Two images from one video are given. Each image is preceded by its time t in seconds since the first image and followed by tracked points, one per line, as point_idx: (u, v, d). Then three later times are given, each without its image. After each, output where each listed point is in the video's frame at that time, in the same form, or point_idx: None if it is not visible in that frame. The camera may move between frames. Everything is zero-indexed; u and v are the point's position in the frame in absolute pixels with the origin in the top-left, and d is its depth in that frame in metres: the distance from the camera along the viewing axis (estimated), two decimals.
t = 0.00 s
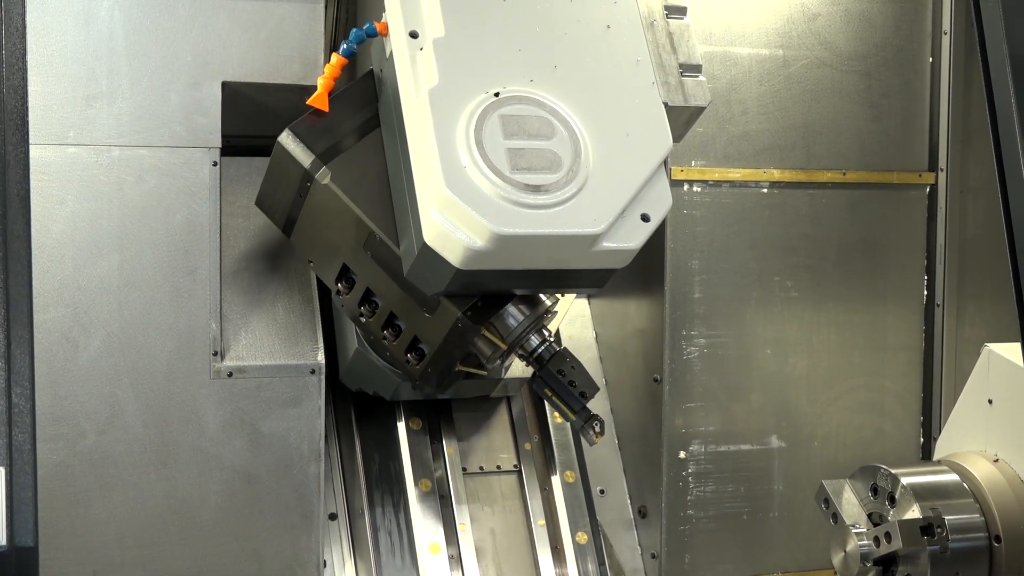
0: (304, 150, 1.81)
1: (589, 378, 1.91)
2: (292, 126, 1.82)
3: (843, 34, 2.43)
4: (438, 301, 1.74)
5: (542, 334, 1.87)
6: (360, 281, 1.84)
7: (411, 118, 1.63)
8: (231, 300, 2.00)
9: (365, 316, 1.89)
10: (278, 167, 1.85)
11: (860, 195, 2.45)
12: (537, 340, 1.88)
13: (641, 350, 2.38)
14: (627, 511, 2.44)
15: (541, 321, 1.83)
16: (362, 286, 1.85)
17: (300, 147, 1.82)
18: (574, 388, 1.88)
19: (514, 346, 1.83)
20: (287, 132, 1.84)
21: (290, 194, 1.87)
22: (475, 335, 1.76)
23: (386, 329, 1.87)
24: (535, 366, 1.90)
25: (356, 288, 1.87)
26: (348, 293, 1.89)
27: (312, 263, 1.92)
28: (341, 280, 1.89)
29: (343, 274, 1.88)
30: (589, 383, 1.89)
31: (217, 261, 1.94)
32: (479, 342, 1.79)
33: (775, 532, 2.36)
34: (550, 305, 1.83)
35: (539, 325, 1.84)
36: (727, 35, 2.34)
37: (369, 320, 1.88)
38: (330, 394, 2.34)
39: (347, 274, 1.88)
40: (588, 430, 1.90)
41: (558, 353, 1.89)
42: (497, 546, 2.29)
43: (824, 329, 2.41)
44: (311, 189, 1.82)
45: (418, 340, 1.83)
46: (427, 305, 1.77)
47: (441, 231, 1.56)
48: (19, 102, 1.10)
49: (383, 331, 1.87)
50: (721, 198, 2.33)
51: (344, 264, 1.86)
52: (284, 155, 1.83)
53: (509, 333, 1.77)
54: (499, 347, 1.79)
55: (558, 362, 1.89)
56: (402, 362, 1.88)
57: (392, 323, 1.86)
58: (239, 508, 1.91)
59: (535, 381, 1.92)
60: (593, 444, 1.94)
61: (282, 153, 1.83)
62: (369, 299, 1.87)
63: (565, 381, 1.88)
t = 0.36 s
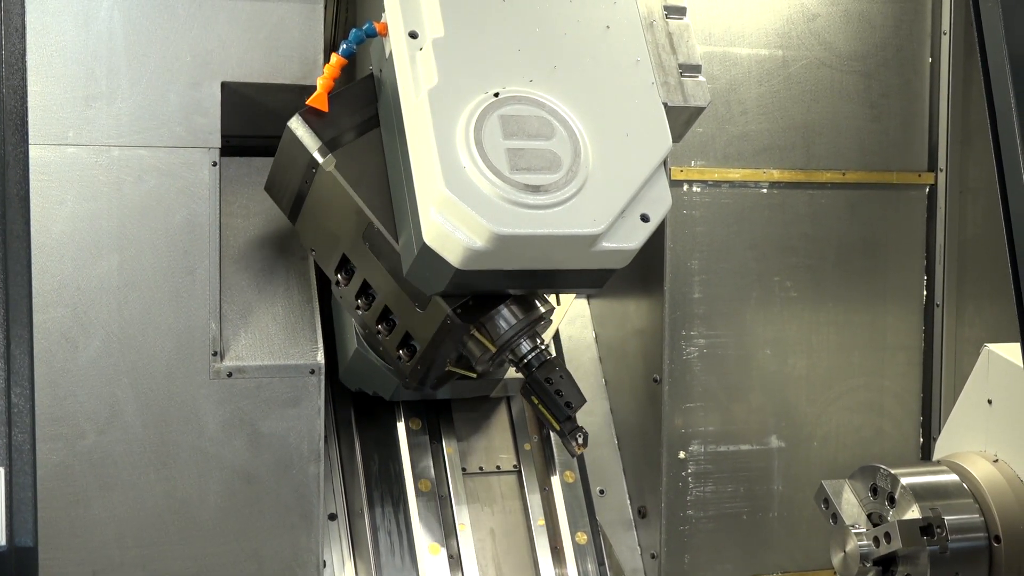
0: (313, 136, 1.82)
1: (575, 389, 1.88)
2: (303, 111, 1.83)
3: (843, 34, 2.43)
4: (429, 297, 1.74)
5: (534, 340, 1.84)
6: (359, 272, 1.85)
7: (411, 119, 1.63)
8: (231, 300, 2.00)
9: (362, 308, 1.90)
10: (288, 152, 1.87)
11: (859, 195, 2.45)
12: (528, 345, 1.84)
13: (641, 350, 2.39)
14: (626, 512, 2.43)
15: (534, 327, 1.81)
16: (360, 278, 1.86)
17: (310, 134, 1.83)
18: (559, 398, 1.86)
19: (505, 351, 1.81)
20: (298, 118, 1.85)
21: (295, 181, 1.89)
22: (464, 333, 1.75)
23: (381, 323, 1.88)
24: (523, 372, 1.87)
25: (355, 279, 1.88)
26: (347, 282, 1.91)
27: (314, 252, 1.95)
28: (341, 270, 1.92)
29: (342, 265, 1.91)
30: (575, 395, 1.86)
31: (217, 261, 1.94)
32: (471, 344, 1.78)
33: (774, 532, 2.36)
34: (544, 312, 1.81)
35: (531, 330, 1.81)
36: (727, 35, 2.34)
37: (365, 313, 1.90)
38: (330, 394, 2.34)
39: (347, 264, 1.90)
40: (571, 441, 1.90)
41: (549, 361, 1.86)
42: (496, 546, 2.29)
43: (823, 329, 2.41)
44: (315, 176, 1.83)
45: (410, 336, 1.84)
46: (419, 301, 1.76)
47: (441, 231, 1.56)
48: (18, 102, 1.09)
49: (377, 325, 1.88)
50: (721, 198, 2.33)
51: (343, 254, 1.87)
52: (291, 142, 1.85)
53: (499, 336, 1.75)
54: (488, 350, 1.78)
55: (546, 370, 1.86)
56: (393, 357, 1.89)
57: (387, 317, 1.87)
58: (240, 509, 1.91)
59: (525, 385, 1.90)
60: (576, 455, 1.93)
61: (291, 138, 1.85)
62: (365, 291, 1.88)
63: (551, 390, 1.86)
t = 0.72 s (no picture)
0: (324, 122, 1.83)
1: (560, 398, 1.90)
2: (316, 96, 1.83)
3: (842, 34, 2.43)
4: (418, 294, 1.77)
5: (524, 345, 1.84)
6: (358, 263, 1.89)
7: (410, 118, 1.63)
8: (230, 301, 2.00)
9: (359, 299, 1.96)
10: (298, 137, 1.88)
11: (859, 195, 2.44)
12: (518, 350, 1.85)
13: (639, 349, 2.39)
14: (626, 513, 2.43)
15: (526, 332, 1.82)
16: (358, 270, 1.91)
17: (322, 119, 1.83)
18: (543, 405, 1.88)
19: (494, 353, 1.83)
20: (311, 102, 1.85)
21: (302, 169, 1.92)
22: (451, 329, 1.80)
23: (375, 316, 1.95)
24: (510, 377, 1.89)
25: (354, 270, 1.92)
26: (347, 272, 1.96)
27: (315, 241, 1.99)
28: (341, 260, 1.97)
29: (343, 255, 1.95)
30: (562, 406, 1.89)
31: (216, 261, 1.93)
32: (460, 342, 1.83)
33: (774, 532, 2.36)
34: (538, 319, 1.82)
35: (523, 335, 1.83)
36: (726, 35, 2.34)
37: (361, 305, 1.96)
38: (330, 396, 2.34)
39: (347, 255, 1.94)
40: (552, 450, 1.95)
41: (536, 369, 1.87)
42: (495, 546, 2.29)
43: (822, 329, 2.41)
44: (322, 164, 1.86)
45: (401, 331, 1.89)
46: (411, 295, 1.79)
47: (440, 232, 1.56)
48: (17, 103, 1.09)
49: (372, 319, 1.95)
50: (719, 198, 2.33)
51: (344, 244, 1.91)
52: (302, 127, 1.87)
53: (488, 338, 1.79)
54: (476, 350, 1.82)
55: (533, 377, 1.87)
56: (385, 350, 1.97)
57: (381, 310, 1.93)
58: (239, 509, 1.91)
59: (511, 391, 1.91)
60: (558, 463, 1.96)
61: (301, 125, 1.87)
62: (364, 283, 1.94)
63: (535, 398, 1.87)
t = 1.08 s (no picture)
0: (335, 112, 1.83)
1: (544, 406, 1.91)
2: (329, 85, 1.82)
3: (840, 35, 2.43)
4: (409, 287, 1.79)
5: (514, 350, 1.85)
6: (357, 254, 1.95)
7: (409, 118, 1.63)
8: (230, 301, 2.00)
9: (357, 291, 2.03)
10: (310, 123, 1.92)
11: (858, 195, 2.44)
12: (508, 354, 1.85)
13: (638, 349, 2.39)
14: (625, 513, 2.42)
15: (517, 336, 1.82)
16: (356, 262, 1.99)
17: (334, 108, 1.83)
18: (525, 411, 1.89)
19: (483, 355, 1.83)
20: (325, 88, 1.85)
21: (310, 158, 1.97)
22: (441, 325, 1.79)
23: (370, 309, 2.00)
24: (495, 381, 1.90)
25: (354, 262, 1.99)
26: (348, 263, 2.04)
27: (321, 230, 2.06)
28: (342, 251, 2.04)
29: (344, 246, 2.03)
30: (545, 413, 1.90)
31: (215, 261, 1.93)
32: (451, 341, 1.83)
33: (773, 531, 2.36)
34: (531, 323, 1.82)
35: (514, 339, 1.83)
36: (725, 35, 2.34)
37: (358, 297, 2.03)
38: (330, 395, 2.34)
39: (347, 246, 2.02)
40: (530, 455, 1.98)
41: (523, 375, 1.88)
42: (494, 545, 2.29)
43: (821, 329, 2.41)
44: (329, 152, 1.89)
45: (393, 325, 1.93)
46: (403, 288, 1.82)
47: (439, 232, 1.56)
48: (17, 102, 1.09)
49: (367, 312, 2.00)
50: (718, 198, 2.33)
51: (345, 236, 1.98)
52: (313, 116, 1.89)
53: (477, 337, 1.79)
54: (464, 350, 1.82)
55: (518, 383, 1.88)
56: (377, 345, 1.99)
57: (376, 303, 1.98)
58: (237, 509, 1.91)
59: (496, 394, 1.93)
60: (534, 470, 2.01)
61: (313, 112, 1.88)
62: (361, 275, 2.01)
63: (518, 403, 1.89)
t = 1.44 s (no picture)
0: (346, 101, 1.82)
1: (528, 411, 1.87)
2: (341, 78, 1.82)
3: (840, 35, 2.43)
4: (401, 281, 1.80)
5: (503, 353, 1.86)
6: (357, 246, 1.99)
7: (408, 118, 1.63)
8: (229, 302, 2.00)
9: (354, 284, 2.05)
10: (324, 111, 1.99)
11: (857, 195, 2.45)
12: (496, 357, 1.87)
13: (637, 349, 2.39)
14: (625, 513, 2.41)
15: (508, 339, 1.84)
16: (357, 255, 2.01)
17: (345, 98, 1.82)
18: (508, 415, 1.86)
19: (471, 355, 1.85)
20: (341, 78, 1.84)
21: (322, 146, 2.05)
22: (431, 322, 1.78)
23: (367, 302, 2.02)
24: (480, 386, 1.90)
25: (353, 254, 2.02)
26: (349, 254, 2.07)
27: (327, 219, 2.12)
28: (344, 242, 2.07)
29: (347, 237, 2.06)
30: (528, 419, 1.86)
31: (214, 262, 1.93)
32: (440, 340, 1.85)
33: (772, 531, 2.36)
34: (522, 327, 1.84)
35: (504, 343, 1.84)
36: (725, 35, 2.34)
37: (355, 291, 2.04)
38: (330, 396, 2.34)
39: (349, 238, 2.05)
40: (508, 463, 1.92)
41: (509, 379, 1.88)
42: (493, 545, 2.30)
43: (820, 329, 2.41)
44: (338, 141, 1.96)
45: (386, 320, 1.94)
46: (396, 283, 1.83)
47: (438, 231, 1.56)
48: (16, 102, 1.09)
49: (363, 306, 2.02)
50: (718, 198, 2.33)
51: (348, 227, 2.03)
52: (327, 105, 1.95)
53: (467, 337, 1.80)
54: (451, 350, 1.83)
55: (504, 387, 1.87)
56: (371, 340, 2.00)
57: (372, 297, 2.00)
58: (236, 510, 1.91)
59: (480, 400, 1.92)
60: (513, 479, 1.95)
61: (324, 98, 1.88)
62: (360, 269, 2.04)
63: (501, 406, 1.86)
